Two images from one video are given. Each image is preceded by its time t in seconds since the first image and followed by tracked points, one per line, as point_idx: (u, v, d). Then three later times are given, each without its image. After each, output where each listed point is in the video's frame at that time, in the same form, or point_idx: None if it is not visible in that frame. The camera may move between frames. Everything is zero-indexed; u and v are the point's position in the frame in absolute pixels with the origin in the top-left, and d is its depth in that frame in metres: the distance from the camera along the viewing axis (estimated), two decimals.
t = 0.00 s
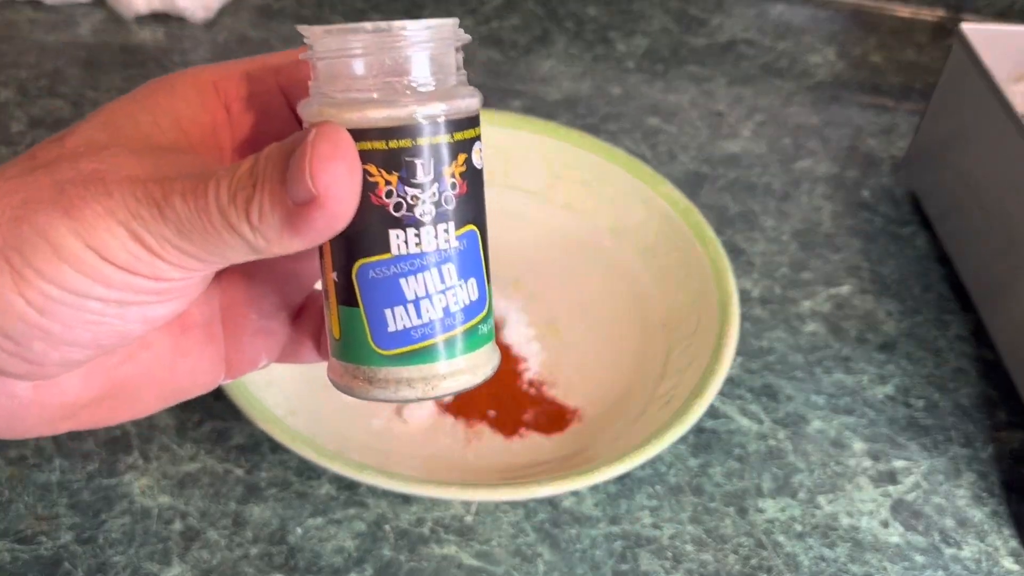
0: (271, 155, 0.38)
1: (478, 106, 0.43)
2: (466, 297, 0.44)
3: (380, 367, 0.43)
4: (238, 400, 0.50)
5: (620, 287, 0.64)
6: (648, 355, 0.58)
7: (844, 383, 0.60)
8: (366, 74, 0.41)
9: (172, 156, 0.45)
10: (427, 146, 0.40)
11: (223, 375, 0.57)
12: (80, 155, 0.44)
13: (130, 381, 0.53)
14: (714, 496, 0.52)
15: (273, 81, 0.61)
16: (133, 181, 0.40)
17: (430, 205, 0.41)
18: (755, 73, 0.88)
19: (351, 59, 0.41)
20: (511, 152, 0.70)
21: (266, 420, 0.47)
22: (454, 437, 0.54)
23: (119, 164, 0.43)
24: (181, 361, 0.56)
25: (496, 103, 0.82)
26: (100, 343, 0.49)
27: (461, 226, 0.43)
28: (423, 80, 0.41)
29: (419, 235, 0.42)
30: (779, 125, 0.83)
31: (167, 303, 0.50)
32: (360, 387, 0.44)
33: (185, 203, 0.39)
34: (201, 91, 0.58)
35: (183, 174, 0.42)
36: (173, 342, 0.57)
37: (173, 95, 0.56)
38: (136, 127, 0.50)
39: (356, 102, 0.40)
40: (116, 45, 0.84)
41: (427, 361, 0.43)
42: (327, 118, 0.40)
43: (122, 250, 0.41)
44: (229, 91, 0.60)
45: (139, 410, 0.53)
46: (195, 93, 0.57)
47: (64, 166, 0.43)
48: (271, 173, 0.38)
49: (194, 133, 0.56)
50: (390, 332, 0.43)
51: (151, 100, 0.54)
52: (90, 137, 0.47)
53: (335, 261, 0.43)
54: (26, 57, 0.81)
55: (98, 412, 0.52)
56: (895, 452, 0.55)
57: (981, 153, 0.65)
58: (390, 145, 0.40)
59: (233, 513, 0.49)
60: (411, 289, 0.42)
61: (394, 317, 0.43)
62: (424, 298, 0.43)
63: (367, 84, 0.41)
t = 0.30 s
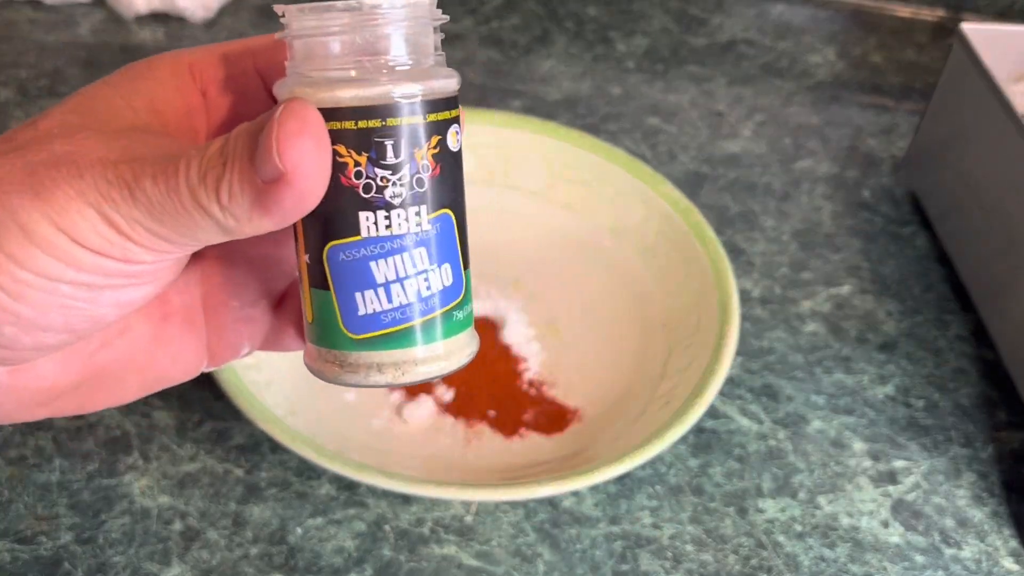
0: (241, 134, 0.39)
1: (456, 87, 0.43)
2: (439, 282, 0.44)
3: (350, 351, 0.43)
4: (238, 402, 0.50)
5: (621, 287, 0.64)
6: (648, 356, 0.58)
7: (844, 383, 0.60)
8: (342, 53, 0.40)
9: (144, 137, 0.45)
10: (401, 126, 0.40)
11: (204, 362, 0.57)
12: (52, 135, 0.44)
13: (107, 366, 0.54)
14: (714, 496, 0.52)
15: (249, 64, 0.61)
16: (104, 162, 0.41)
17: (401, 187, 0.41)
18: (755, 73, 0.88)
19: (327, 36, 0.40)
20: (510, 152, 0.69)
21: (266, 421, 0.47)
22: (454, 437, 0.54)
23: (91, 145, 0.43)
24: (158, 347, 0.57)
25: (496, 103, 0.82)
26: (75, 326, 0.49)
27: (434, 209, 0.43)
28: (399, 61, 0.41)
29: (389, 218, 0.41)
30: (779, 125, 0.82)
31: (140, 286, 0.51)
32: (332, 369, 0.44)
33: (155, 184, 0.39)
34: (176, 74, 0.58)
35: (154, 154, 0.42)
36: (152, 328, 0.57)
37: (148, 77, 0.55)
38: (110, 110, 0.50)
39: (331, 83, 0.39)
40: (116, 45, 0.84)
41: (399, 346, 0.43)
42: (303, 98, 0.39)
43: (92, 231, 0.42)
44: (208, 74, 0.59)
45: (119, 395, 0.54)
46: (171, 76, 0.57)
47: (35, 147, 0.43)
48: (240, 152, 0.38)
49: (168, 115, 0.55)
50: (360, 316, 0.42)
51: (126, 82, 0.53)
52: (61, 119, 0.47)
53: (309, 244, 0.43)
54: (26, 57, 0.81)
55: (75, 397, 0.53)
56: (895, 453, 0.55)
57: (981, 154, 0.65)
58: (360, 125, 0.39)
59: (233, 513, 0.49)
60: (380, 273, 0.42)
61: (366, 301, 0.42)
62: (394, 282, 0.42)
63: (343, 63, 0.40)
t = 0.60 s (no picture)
0: (230, 138, 0.39)
1: (443, 97, 0.42)
2: (420, 289, 0.44)
3: (332, 355, 0.43)
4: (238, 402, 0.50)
5: (621, 287, 0.64)
6: (648, 356, 0.58)
7: (844, 383, 0.60)
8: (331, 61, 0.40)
9: (133, 135, 0.45)
10: (386, 136, 0.39)
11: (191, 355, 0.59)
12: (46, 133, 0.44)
13: (94, 358, 0.56)
14: (714, 496, 0.52)
15: (241, 67, 0.61)
16: (93, 160, 0.41)
17: (384, 196, 0.41)
18: (755, 74, 0.88)
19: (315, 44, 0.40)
20: (510, 152, 0.69)
21: (266, 420, 0.47)
22: (454, 437, 0.54)
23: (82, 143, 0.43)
24: (146, 343, 0.58)
25: (496, 103, 0.82)
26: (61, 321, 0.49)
27: (417, 218, 0.42)
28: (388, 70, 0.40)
29: (371, 226, 0.41)
30: (779, 125, 0.82)
31: (126, 283, 0.51)
32: (314, 371, 0.44)
33: (142, 185, 0.39)
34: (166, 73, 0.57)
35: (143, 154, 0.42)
36: (140, 324, 0.59)
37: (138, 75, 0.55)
38: (102, 107, 0.49)
39: (319, 93, 0.39)
40: (116, 45, 0.84)
41: (379, 352, 0.43)
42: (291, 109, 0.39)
43: (80, 229, 0.42)
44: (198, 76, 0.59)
45: (104, 387, 0.55)
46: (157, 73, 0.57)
47: (25, 143, 0.43)
48: (226, 156, 0.38)
49: (158, 113, 0.55)
50: (342, 321, 0.42)
51: (117, 81, 0.53)
52: (52, 116, 0.47)
53: (294, 248, 0.43)
54: (26, 57, 0.81)
55: (62, 386, 0.54)
56: (895, 453, 0.55)
57: (981, 154, 0.65)
58: (342, 136, 0.39)
59: (233, 514, 0.49)
60: (362, 279, 0.42)
61: (347, 306, 0.42)
62: (374, 287, 0.42)
63: (332, 73, 0.40)
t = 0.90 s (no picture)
0: (221, 122, 0.39)
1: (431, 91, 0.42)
2: (400, 280, 0.43)
3: (311, 339, 0.43)
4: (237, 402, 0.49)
5: (621, 287, 0.64)
6: (648, 357, 0.58)
7: (844, 383, 0.60)
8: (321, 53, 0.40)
9: (129, 120, 0.45)
10: (371, 128, 0.39)
11: (183, 336, 0.60)
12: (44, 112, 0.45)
13: (87, 336, 0.57)
14: (714, 496, 0.52)
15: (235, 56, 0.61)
16: (87, 143, 0.41)
17: (367, 187, 0.40)
18: (755, 74, 0.88)
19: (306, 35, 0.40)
20: (509, 152, 0.69)
21: (265, 420, 0.47)
22: (454, 437, 0.54)
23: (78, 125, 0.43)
24: (138, 322, 0.59)
25: (496, 103, 0.82)
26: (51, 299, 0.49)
27: (400, 209, 0.42)
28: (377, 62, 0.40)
29: (354, 216, 0.41)
30: (779, 125, 0.82)
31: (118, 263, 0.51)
32: (293, 353, 0.44)
33: (133, 168, 0.39)
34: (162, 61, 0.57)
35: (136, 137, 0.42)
36: (131, 303, 0.60)
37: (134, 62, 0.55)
38: (98, 91, 0.50)
39: (307, 83, 0.39)
40: (116, 45, 0.84)
41: (356, 339, 0.43)
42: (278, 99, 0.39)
43: (72, 210, 0.42)
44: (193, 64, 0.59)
45: (97, 364, 0.56)
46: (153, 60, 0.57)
47: (22, 125, 0.43)
48: (214, 141, 0.38)
49: (152, 98, 0.55)
50: (323, 307, 0.42)
51: (112, 65, 0.54)
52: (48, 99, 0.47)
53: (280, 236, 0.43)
54: (26, 57, 0.81)
55: (55, 362, 0.55)
56: (894, 453, 0.55)
57: (981, 154, 0.65)
58: (327, 126, 0.39)
59: (233, 514, 0.49)
60: (343, 267, 0.42)
61: (328, 293, 0.42)
62: (354, 274, 0.42)
63: (322, 65, 0.40)
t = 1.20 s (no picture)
0: (192, 99, 0.39)
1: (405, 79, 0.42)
2: (360, 263, 0.43)
3: (273, 315, 0.43)
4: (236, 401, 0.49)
5: (622, 287, 0.64)
6: (648, 357, 0.58)
7: (845, 383, 0.60)
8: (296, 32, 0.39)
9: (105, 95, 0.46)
10: (338, 112, 0.39)
11: (159, 303, 0.62)
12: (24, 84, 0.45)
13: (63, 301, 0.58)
14: (715, 497, 0.52)
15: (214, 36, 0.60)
16: (60, 116, 0.41)
17: (330, 170, 0.40)
18: (756, 73, 0.88)
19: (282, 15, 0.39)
20: (510, 152, 0.70)
21: (264, 420, 0.47)
22: (454, 437, 0.53)
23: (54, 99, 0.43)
24: (114, 289, 0.60)
25: (496, 102, 0.82)
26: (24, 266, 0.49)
27: (365, 193, 0.41)
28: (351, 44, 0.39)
29: (317, 197, 0.41)
30: (780, 125, 0.82)
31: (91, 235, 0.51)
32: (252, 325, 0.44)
33: (106, 142, 0.40)
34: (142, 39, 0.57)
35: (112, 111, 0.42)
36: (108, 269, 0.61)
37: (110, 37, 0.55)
38: (72, 67, 0.50)
39: (278, 64, 0.39)
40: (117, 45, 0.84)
41: (314, 317, 0.43)
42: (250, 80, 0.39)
43: (46, 183, 0.42)
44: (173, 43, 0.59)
45: (74, 327, 0.58)
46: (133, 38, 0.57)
47: None
48: (184, 118, 0.39)
49: (126, 76, 0.55)
50: (284, 284, 0.42)
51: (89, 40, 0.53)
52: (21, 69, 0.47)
53: (248, 212, 0.42)
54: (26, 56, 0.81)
55: (32, 325, 0.57)
56: (895, 453, 0.55)
57: (982, 154, 0.65)
58: (293, 108, 0.38)
59: (233, 514, 0.49)
60: (305, 247, 0.42)
61: (289, 271, 0.42)
62: (313, 254, 0.42)
63: (296, 46, 0.39)
